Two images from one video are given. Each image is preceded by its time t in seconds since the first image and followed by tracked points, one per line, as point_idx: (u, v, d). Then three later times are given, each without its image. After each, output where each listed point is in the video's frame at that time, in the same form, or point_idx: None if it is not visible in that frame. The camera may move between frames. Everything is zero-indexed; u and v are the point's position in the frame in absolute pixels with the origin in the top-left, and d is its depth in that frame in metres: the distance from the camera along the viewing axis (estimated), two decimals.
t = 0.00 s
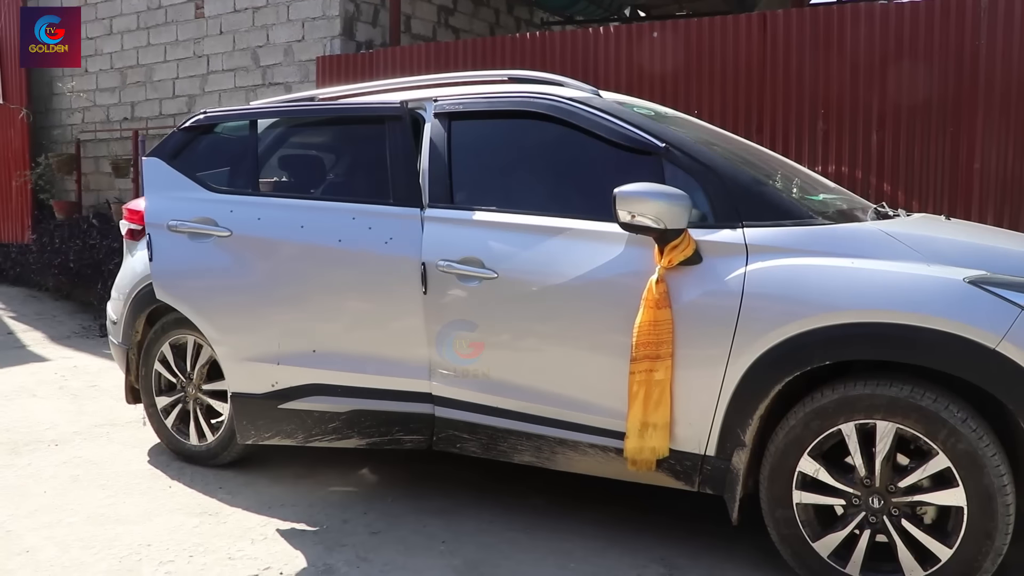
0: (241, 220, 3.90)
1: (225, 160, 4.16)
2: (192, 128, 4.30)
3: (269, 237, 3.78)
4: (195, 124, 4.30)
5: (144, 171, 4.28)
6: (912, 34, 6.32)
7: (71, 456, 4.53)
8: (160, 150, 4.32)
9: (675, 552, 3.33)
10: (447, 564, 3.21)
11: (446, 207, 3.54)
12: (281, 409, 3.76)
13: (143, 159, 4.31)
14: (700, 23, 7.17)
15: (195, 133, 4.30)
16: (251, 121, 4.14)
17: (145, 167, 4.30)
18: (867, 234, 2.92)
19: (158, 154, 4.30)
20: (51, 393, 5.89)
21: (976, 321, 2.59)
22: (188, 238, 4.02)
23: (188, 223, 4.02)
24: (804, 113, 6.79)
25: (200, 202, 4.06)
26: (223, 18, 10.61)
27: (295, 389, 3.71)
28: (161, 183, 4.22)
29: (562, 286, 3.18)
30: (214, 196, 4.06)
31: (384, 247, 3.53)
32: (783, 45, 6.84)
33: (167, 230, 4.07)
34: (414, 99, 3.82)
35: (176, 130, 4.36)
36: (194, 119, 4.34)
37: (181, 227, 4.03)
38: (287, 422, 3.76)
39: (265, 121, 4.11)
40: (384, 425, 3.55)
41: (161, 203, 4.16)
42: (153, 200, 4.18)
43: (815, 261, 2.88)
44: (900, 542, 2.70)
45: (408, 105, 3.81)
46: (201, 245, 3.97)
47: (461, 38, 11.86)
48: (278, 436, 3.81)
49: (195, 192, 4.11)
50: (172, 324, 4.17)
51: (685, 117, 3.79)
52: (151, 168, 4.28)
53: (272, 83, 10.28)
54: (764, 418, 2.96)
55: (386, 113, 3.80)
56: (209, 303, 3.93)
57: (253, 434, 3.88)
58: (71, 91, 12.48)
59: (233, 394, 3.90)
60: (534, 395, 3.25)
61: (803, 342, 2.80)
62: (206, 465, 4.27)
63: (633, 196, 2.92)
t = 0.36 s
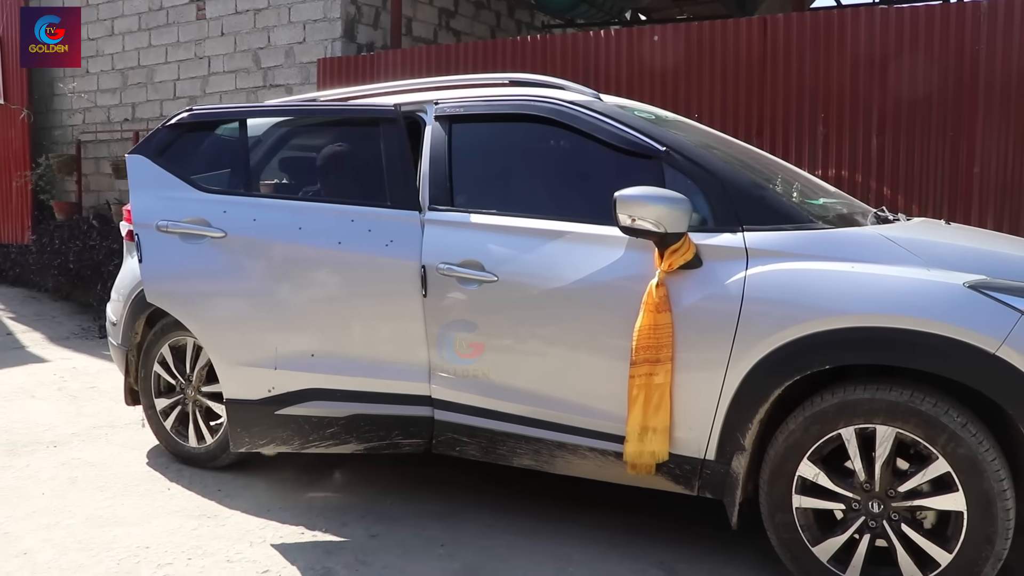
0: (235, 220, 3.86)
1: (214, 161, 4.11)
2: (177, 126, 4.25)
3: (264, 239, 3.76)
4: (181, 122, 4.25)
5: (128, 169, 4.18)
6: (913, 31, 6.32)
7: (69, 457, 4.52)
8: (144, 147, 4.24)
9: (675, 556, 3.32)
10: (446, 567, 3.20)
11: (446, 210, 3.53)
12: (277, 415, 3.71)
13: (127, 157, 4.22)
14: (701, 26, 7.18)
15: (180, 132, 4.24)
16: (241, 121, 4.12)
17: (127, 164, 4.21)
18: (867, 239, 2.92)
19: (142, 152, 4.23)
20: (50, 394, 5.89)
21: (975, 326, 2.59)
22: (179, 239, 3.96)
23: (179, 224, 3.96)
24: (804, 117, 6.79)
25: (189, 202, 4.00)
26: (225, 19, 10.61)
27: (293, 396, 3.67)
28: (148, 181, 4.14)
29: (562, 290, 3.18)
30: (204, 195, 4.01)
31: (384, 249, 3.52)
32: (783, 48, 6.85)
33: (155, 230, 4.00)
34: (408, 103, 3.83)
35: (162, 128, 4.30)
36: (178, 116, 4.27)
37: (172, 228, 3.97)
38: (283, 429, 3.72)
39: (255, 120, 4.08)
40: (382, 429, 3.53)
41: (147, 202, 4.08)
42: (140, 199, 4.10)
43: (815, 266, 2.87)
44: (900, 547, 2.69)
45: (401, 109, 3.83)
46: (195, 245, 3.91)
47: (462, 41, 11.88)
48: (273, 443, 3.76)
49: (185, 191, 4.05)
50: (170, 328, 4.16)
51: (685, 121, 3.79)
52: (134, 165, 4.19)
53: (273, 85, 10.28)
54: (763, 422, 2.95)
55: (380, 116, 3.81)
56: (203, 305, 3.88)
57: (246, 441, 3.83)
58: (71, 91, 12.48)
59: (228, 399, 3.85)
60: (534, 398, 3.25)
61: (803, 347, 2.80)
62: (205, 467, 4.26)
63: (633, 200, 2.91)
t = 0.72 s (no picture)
0: (224, 222, 3.79)
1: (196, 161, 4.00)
2: (153, 121, 4.08)
3: (257, 240, 3.70)
4: (156, 116, 4.09)
5: (103, 165, 4.01)
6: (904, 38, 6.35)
7: (60, 461, 4.51)
8: (119, 142, 4.07)
9: (666, 559, 3.33)
10: (438, 571, 3.20)
11: (439, 213, 3.54)
12: (270, 423, 3.65)
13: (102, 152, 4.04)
14: (694, 31, 7.21)
15: (156, 127, 4.08)
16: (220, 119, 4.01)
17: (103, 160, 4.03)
18: (858, 243, 2.93)
19: (117, 148, 4.05)
20: (41, 397, 5.87)
21: (965, 330, 2.61)
22: (165, 241, 3.83)
23: (165, 224, 3.84)
24: (797, 123, 6.82)
25: (175, 202, 3.89)
26: (218, 22, 10.60)
27: (284, 402, 3.63)
28: (126, 179, 3.98)
29: (555, 293, 3.18)
30: (191, 195, 3.90)
31: (378, 253, 3.52)
32: (775, 53, 6.87)
33: (139, 231, 3.86)
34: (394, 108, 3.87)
35: (135, 122, 4.11)
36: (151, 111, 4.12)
37: (157, 228, 3.83)
38: (275, 437, 3.66)
39: (236, 122, 4.00)
40: (376, 432, 3.53)
41: (128, 200, 3.93)
42: (118, 197, 3.94)
43: (806, 270, 2.89)
44: (890, 550, 2.71)
45: (386, 113, 3.86)
46: (183, 247, 3.80)
47: (455, 45, 11.89)
48: (264, 451, 3.70)
49: (168, 191, 3.93)
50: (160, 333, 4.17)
51: (677, 125, 3.81)
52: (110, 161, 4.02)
53: (266, 88, 10.28)
54: (754, 425, 2.96)
55: (365, 119, 3.83)
56: (193, 309, 3.76)
57: (237, 452, 3.73)
58: (63, 93, 12.44)
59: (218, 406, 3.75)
60: (526, 402, 3.25)
61: (795, 351, 2.81)
62: (197, 470, 4.25)
63: (625, 204, 2.92)
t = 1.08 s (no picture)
0: (205, 233, 3.77)
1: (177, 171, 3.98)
2: (133, 131, 4.05)
3: (238, 252, 3.69)
4: (136, 126, 4.06)
5: (83, 174, 3.98)
6: (882, 50, 6.43)
7: (39, 476, 4.46)
8: (98, 152, 4.04)
9: (649, 569, 3.33)
10: None
11: (421, 224, 3.55)
12: (251, 435, 3.63)
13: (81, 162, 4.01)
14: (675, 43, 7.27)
15: (136, 137, 4.05)
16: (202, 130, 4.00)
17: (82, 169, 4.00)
18: (836, 253, 2.96)
19: (97, 157, 4.02)
20: (19, 411, 5.80)
21: (942, 339, 2.63)
22: (146, 251, 3.80)
23: (146, 235, 3.81)
24: (777, 134, 6.87)
25: (157, 212, 3.86)
26: (200, 33, 10.57)
27: (265, 414, 3.61)
28: (105, 190, 3.95)
29: (538, 304, 3.19)
30: (173, 204, 3.89)
31: (360, 264, 3.52)
32: (756, 64, 6.93)
33: (119, 241, 3.82)
34: (373, 121, 3.88)
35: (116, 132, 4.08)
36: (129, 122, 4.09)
37: (138, 239, 3.81)
38: (256, 448, 3.64)
39: (220, 132, 4.01)
40: (358, 444, 3.51)
41: (107, 210, 3.90)
42: (99, 208, 3.91)
43: (786, 280, 2.91)
44: (871, 558, 2.72)
45: (367, 124, 3.88)
46: (162, 259, 3.78)
47: (438, 56, 11.92)
48: (246, 464, 3.67)
49: (149, 200, 3.91)
50: (140, 346, 4.14)
51: (657, 136, 3.84)
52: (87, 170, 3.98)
53: (248, 99, 10.26)
54: (735, 435, 2.97)
55: (345, 130, 3.84)
56: (175, 321, 3.73)
57: (217, 464, 3.70)
58: (43, 104, 12.36)
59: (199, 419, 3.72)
60: (509, 413, 3.25)
61: (774, 361, 2.83)
62: (178, 484, 4.22)
63: (606, 215, 2.93)
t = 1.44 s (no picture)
0: (195, 242, 3.77)
1: (167, 181, 3.97)
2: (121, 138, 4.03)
3: (228, 262, 3.68)
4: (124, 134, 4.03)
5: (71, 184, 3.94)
6: (869, 63, 6.49)
7: (27, 487, 4.43)
8: (88, 160, 4.01)
9: None
10: None
11: (411, 234, 3.56)
12: (240, 444, 3.62)
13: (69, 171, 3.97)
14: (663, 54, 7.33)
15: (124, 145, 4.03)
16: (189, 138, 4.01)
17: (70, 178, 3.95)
18: (823, 263, 2.99)
19: (86, 165, 3.99)
20: (6, 422, 5.76)
21: (929, 348, 2.66)
22: (136, 261, 3.79)
23: (136, 244, 3.80)
24: (765, 145, 6.93)
25: (146, 221, 3.86)
26: (187, 43, 10.56)
27: (255, 423, 3.60)
28: (94, 200, 3.93)
29: (528, 314, 3.20)
30: (163, 214, 3.88)
31: (350, 273, 3.52)
32: (743, 75, 6.98)
33: (109, 250, 3.81)
34: (364, 131, 3.90)
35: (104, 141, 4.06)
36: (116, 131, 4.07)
37: (128, 249, 3.79)
38: (245, 457, 3.63)
39: (208, 141, 4.01)
40: (347, 454, 3.51)
41: (96, 220, 3.88)
42: (88, 218, 3.89)
43: (774, 290, 2.94)
44: (859, 566, 2.74)
45: (356, 135, 3.90)
46: (151, 268, 3.77)
47: (426, 67, 11.96)
48: (235, 475, 3.65)
49: (138, 210, 3.90)
50: (129, 357, 4.13)
51: (646, 147, 3.86)
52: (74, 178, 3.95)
53: (236, 110, 10.26)
54: (724, 443, 2.99)
55: (335, 140, 3.85)
56: (166, 331, 3.71)
57: (207, 474, 3.69)
58: (29, 114, 12.32)
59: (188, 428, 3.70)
60: (499, 422, 3.26)
61: (763, 370, 2.85)
62: (166, 495, 4.20)
63: (595, 226, 2.96)
